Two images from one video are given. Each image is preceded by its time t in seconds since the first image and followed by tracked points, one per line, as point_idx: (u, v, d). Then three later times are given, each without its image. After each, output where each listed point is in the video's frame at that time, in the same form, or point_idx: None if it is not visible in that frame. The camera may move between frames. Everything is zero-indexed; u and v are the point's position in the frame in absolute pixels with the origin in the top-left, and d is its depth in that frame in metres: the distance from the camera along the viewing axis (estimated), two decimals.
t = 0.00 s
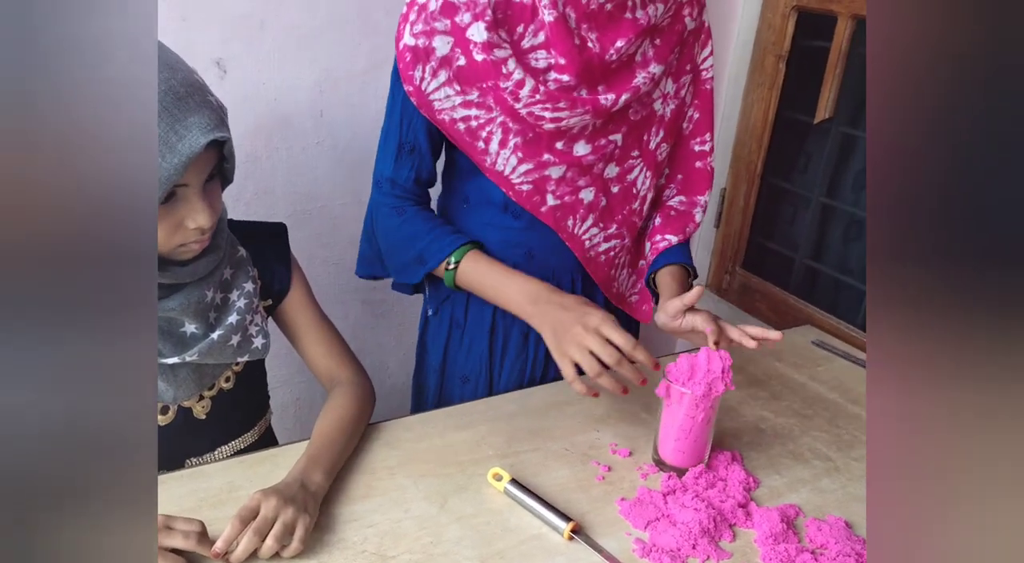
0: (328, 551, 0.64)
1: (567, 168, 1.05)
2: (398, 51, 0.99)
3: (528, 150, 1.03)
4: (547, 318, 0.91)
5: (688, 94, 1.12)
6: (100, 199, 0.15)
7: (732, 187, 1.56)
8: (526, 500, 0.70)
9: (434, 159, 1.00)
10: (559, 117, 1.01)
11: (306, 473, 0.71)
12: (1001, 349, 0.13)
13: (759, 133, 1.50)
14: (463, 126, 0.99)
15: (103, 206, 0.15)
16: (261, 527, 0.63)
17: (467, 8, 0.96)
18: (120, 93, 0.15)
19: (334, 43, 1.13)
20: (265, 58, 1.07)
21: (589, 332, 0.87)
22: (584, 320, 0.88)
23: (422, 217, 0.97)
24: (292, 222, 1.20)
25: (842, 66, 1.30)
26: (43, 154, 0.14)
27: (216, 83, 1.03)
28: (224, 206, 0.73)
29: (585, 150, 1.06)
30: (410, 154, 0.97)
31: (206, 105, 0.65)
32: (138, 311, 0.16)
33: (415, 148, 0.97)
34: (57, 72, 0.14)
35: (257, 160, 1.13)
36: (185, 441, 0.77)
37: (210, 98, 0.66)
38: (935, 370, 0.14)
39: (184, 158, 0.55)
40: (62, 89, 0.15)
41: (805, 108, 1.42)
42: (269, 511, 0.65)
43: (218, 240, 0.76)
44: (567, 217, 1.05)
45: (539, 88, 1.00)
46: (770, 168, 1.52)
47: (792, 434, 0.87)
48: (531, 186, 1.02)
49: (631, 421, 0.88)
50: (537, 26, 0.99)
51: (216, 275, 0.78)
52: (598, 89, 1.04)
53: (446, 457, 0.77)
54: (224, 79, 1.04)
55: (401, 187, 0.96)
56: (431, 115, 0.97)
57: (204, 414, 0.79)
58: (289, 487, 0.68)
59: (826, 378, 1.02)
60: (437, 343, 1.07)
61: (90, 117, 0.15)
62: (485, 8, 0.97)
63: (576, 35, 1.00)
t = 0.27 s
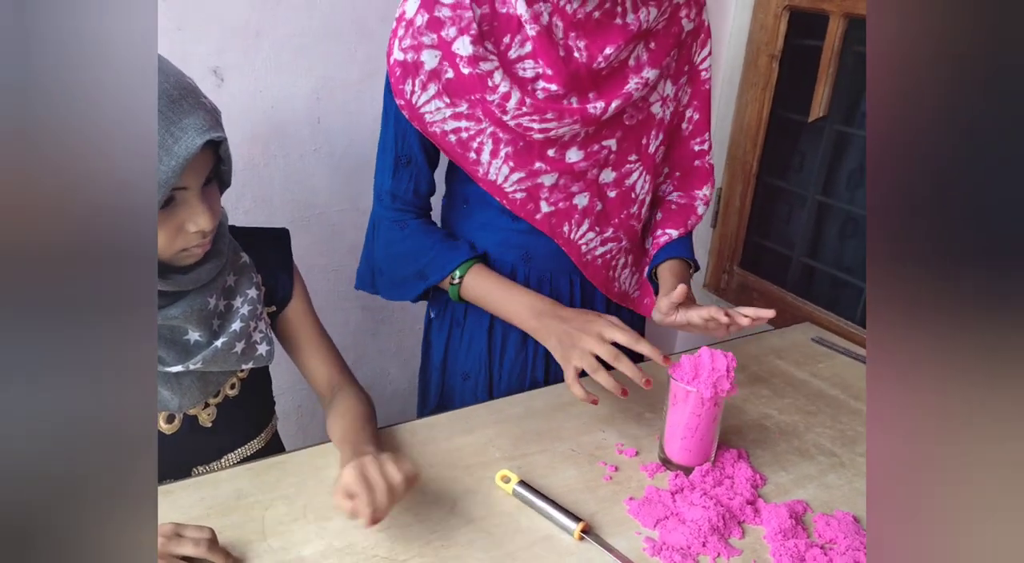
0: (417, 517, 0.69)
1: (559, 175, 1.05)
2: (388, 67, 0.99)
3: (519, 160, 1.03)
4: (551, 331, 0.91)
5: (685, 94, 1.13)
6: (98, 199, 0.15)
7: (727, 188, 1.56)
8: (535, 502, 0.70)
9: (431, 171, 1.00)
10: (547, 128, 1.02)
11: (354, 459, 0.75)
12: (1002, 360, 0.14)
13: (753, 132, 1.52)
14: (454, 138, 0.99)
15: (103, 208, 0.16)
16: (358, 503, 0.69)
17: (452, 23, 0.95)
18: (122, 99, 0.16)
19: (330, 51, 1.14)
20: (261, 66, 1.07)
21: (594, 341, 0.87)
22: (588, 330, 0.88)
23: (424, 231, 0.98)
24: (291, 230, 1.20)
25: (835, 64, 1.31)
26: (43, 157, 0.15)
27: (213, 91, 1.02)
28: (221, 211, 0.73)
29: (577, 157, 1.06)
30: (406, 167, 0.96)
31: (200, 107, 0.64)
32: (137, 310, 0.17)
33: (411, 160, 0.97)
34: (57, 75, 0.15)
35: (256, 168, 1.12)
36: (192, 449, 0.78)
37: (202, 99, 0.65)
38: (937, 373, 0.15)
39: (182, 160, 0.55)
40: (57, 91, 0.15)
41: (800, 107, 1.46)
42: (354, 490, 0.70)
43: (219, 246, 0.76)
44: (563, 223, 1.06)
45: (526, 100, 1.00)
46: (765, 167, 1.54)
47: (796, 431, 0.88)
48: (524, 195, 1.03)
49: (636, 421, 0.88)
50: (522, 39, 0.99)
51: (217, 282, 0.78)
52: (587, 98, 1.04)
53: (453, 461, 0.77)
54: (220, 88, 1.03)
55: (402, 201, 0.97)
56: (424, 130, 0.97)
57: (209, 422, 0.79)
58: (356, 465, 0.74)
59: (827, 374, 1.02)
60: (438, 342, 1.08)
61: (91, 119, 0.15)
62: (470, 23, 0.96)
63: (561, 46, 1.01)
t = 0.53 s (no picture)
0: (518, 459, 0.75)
1: (568, 172, 1.05)
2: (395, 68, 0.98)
3: (528, 158, 1.03)
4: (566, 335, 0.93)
5: (696, 85, 1.13)
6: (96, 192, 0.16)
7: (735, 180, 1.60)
8: (546, 492, 0.70)
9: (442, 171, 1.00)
10: (554, 127, 1.02)
11: (426, 422, 0.79)
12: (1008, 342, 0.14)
13: (761, 127, 1.52)
14: (462, 137, 0.99)
15: (100, 201, 0.16)
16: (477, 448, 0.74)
17: (459, 23, 0.95)
18: (122, 90, 0.16)
19: (338, 42, 1.13)
20: (270, 56, 1.07)
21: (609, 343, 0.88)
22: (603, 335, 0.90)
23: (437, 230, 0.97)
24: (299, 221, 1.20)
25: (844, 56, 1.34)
26: (41, 149, 0.15)
27: (222, 82, 1.03)
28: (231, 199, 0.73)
29: (586, 153, 1.06)
30: (417, 167, 0.96)
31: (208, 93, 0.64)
32: (139, 297, 0.17)
33: (422, 160, 0.97)
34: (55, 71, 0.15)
35: (264, 159, 1.13)
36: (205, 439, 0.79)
37: (208, 84, 0.63)
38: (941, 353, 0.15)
39: (186, 148, 0.54)
40: (59, 85, 0.15)
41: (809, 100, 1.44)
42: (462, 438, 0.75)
43: (231, 234, 0.77)
44: (574, 219, 1.06)
45: (532, 100, 1.00)
46: (772, 161, 1.54)
47: (804, 423, 0.88)
48: (534, 192, 1.03)
49: (644, 412, 0.88)
50: (528, 37, 0.99)
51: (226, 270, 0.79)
52: (595, 94, 1.04)
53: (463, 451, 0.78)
54: (231, 79, 1.04)
55: (414, 201, 0.96)
56: (432, 129, 0.96)
57: (221, 410, 0.81)
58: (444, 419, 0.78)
59: (834, 367, 1.03)
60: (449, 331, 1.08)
61: (88, 112, 0.16)
62: (477, 24, 0.96)
63: (567, 44, 1.01)
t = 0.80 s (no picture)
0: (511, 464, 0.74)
1: (572, 173, 1.05)
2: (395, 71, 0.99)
3: (531, 160, 1.03)
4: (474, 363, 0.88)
5: (698, 83, 1.13)
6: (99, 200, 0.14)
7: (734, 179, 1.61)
8: (547, 493, 0.70)
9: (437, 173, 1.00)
10: (557, 127, 1.01)
11: (425, 422, 0.79)
12: (1004, 356, 0.12)
13: (760, 126, 1.53)
14: (464, 140, 0.99)
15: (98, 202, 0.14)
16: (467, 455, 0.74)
17: (455, 28, 0.96)
18: (129, 92, 0.14)
19: (340, 39, 1.13)
20: (271, 52, 1.07)
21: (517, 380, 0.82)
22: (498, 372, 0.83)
23: (416, 230, 0.96)
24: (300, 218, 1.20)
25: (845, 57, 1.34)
26: (40, 153, 0.13)
27: (224, 79, 1.03)
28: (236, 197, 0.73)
29: (590, 154, 1.06)
30: (410, 167, 0.96)
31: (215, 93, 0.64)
32: (140, 310, 0.15)
33: (415, 161, 0.97)
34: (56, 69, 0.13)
35: (265, 156, 1.12)
36: (207, 439, 0.80)
37: (212, 82, 0.63)
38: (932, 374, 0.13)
39: (191, 147, 0.54)
40: (63, 85, 0.14)
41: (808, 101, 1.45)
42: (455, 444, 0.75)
43: (234, 233, 0.78)
44: (578, 221, 1.05)
45: (535, 101, 1.00)
46: (772, 161, 1.55)
47: (806, 422, 0.88)
48: (538, 195, 1.02)
49: (647, 412, 0.88)
50: (529, 39, 0.99)
51: (229, 269, 0.81)
52: (599, 94, 1.03)
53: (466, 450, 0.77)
54: (231, 76, 1.04)
55: (404, 198, 0.97)
56: (434, 134, 0.96)
57: (225, 409, 0.82)
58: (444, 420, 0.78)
59: (834, 367, 1.03)
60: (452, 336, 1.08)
61: (91, 113, 0.14)
62: (473, 29, 0.96)
63: (570, 45, 1.00)
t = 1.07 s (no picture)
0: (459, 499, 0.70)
1: (561, 174, 1.05)
2: (383, 70, 0.99)
3: (520, 160, 1.02)
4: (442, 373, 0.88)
5: (685, 83, 1.13)
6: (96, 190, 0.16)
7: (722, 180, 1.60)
8: (539, 494, 0.69)
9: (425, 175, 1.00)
10: (547, 126, 1.01)
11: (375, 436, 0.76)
12: (987, 361, 0.14)
13: (747, 127, 1.54)
14: (452, 141, 0.99)
15: (99, 198, 0.16)
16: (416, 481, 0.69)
17: (442, 25, 0.95)
18: (122, 89, 0.16)
19: (328, 37, 1.12)
20: (259, 50, 1.06)
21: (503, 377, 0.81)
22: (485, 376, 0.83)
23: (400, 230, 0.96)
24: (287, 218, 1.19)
25: (831, 59, 1.36)
26: (42, 153, 0.15)
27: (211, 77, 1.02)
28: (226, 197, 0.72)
29: (579, 155, 1.06)
30: (396, 167, 0.98)
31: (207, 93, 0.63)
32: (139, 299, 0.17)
33: (401, 160, 0.98)
34: (54, 70, 0.15)
35: (252, 154, 1.11)
36: (197, 441, 0.81)
37: (205, 82, 0.62)
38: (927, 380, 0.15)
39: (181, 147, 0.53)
40: (61, 90, 0.15)
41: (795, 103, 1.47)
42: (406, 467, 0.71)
43: (224, 234, 0.77)
44: (567, 222, 1.05)
45: (524, 100, 0.99)
46: (759, 162, 1.56)
47: (795, 422, 0.89)
48: (528, 196, 1.02)
49: (638, 412, 0.88)
50: (518, 37, 0.98)
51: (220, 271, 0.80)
52: (588, 94, 1.03)
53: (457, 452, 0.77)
54: (218, 73, 1.03)
55: (391, 199, 0.98)
56: (421, 132, 0.97)
57: (214, 412, 0.82)
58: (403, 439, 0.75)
59: (822, 367, 1.04)
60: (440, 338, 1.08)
61: (89, 111, 0.15)
62: (461, 26, 0.96)
63: (560, 44, 1.00)
